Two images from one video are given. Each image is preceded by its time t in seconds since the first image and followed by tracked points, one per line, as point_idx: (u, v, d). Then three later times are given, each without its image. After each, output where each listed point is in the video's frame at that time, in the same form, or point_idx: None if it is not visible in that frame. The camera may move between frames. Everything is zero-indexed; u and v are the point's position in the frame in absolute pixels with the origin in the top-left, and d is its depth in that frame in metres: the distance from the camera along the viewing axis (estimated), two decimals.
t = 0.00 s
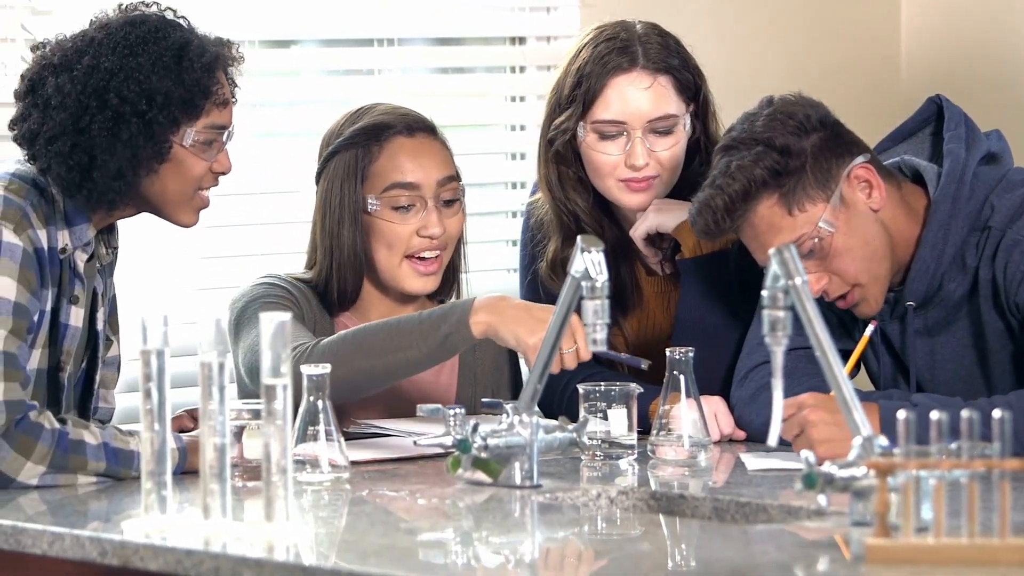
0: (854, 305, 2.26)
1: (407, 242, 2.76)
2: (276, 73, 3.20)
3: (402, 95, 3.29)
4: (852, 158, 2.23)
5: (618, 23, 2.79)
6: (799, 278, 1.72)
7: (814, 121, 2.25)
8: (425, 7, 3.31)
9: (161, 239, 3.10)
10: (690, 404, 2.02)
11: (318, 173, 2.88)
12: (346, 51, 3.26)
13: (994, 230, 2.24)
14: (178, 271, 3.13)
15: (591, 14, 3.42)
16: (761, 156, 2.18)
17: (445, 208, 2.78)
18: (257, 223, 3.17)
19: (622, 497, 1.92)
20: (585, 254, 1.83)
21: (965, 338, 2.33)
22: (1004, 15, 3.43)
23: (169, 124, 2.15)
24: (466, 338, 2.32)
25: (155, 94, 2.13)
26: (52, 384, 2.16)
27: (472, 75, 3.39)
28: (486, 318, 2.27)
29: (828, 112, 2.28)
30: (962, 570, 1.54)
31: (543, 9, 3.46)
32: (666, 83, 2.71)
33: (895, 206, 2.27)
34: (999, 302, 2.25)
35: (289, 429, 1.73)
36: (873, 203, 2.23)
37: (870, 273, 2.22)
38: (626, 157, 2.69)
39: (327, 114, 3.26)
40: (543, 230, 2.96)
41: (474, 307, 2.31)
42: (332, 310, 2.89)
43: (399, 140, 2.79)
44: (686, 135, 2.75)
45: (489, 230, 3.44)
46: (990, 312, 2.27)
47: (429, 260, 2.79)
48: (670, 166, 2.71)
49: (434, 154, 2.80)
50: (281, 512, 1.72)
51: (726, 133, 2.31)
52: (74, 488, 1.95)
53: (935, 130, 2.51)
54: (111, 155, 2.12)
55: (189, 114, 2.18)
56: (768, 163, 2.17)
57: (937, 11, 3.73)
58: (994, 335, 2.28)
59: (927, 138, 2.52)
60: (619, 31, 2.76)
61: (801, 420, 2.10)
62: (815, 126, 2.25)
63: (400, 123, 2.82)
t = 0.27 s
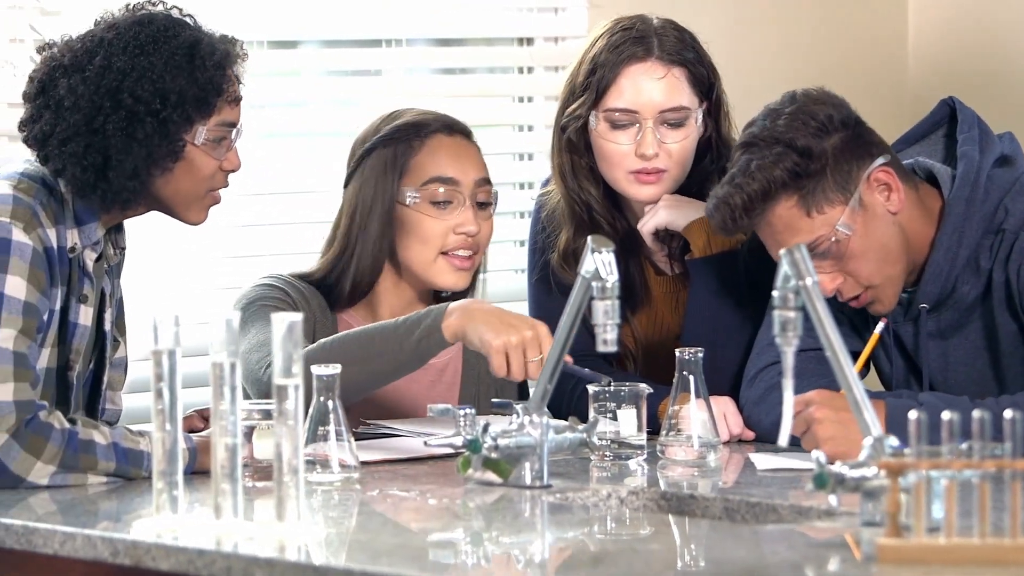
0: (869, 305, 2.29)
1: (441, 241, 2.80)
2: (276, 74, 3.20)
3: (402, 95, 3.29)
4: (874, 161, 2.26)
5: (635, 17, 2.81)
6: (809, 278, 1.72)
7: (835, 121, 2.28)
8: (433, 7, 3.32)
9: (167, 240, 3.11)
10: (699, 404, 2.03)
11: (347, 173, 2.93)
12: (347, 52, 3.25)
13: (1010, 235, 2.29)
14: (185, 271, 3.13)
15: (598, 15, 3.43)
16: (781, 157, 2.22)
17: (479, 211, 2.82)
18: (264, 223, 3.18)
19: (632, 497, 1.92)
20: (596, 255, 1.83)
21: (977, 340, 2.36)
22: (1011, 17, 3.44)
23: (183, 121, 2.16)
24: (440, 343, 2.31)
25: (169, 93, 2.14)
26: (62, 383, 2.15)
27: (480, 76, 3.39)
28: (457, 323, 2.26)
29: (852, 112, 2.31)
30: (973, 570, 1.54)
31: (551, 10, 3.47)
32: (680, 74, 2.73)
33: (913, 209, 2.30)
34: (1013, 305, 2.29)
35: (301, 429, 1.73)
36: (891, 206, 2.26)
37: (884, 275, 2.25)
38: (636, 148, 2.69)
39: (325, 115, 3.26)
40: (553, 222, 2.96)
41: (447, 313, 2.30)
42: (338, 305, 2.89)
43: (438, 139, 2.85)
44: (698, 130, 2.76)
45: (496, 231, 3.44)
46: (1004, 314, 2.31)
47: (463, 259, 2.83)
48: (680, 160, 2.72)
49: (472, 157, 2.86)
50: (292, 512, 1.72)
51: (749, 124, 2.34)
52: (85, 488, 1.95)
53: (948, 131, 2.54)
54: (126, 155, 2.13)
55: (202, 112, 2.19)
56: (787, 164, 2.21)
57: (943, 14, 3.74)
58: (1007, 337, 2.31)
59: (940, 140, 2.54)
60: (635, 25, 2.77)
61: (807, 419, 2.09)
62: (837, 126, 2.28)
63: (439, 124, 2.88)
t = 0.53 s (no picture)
0: (872, 281, 2.28)
1: (443, 238, 2.78)
2: (277, 73, 3.20)
3: (404, 95, 3.29)
4: (915, 146, 2.15)
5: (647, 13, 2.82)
6: (819, 277, 1.71)
7: (891, 98, 2.13)
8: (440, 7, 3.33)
9: (173, 241, 3.11)
10: (707, 404, 2.04)
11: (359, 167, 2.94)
12: (347, 52, 3.25)
13: None
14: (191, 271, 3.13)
15: (605, 15, 3.43)
16: (825, 120, 2.10)
17: (482, 207, 2.79)
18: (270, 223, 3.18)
19: (641, 497, 1.92)
20: (604, 254, 1.83)
21: (995, 337, 2.41)
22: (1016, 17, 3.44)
23: (195, 116, 2.16)
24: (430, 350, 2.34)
25: (182, 88, 2.14)
26: (74, 380, 2.16)
27: (486, 76, 3.40)
28: (445, 327, 2.26)
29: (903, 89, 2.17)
30: (984, 570, 1.54)
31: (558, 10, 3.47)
32: (691, 68, 2.73)
33: (939, 200, 2.26)
34: None
35: (311, 429, 1.73)
36: (920, 194, 2.20)
37: (896, 259, 2.23)
38: (646, 140, 2.69)
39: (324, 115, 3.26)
40: (560, 220, 2.96)
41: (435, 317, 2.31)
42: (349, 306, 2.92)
43: (440, 137, 2.84)
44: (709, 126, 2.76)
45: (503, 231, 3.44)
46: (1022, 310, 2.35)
47: (464, 258, 2.81)
48: (689, 154, 2.71)
49: (474, 152, 2.84)
50: (302, 512, 1.72)
51: (805, 77, 2.19)
52: (94, 488, 1.95)
53: (964, 126, 2.50)
54: (139, 150, 2.12)
55: (214, 107, 2.19)
56: (829, 130, 2.09)
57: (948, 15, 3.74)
58: None
59: (957, 133, 2.51)
60: (648, 20, 2.77)
61: (814, 423, 2.09)
62: (890, 102, 2.13)
63: (445, 121, 2.88)
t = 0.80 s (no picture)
0: (885, 229, 2.50)
1: (436, 239, 2.77)
2: (279, 74, 3.19)
3: (403, 94, 3.28)
4: (971, 118, 2.46)
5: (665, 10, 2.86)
6: (826, 278, 1.71)
7: (969, 63, 2.46)
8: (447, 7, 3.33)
9: (179, 240, 3.11)
10: (714, 404, 2.04)
11: (352, 169, 2.92)
12: (351, 52, 3.24)
13: None
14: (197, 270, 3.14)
15: (611, 15, 3.44)
16: (896, 61, 2.45)
17: (473, 206, 2.77)
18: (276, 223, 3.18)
19: (648, 497, 1.92)
20: (612, 255, 1.83)
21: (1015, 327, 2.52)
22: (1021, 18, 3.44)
23: (207, 117, 2.16)
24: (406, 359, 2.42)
25: (194, 89, 2.13)
26: (85, 379, 2.17)
27: (492, 76, 3.40)
28: (412, 358, 2.40)
29: (986, 59, 2.48)
30: (992, 570, 1.54)
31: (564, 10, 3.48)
32: (704, 62, 2.76)
33: (981, 174, 2.49)
34: None
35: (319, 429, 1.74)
36: (962, 165, 2.47)
37: (918, 215, 2.46)
38: (658, 130, 2.70)
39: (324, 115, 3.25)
40: (568, 220, 2.96)
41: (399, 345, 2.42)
42: (352, 310, 2.93)
43: (424, 140, 2.82)
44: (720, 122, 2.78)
45: (508, 231, 3.45)
46: None
47: (460, 257, 2.78)
48: (701, 148, 2.73)
49: (461, 153, 2.82)
50: (310, 512, 1.72)
51: (903, 16, 2.52)
52: (101, 488, 1.95)
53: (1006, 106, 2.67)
54: (150, 150, 2.12)
55: (226, 108, 2.18)
56: (897, 71, 2.43)
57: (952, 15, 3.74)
58: None
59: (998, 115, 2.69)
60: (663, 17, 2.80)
61: (823, 421, 2.09)
62: (968, 67, 2.46)
63: (433, 123, 2.85)
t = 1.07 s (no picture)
0: (900, 241, 2.53)
1: (427, 241, 2.77)
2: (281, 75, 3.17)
3: (404, 95, 3.27)
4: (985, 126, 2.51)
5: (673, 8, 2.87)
6: (834, 278, 1.71)
7: (982, 72, 2.51)
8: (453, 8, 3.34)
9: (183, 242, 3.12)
10: (721, 404, 2.04)
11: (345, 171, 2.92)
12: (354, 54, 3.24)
13: None
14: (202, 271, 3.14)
15: (617, 16, 3.45)
16: (910, 71, 2.50)
17: (463, 205, 2.77)
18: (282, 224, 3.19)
19: (655, 497, 1.93)
20: (618, 255, 1.83)
21: None
22: None
23: (215, 117, 2.16)
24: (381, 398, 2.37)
25: (202, 89, 2.14)
26: (92, 379, 2.17)
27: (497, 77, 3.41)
28: (384, 404, 2.35)
29: (996, 68, 2.54)
30: (1000, 570, 1.54)
31: (570, 11, 3.49)
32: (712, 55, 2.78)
33: (995, 184, 2.52)
34: None
35: (327, 430, 1.74)
36: (978, 173, 2.51)
37: (935, 226, 2.49)
38: (670, 120, 2.72)
39: (324, 115, 3.24)
40: (577, 220, 2.95)
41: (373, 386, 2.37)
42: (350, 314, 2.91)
43: (410, 141, 2.82)
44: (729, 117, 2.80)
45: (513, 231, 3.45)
46: None
47: (451, 258, 2.79)
48: (713, 138, 2.74)
49: (448, 151, 2.82)
50: (319, 512, 1.72)
51: (914, 28, 2.60)
52: (109, 488, 1.96)
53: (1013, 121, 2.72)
54: (158, 148, 2.12)
55: (234, 109, 2.19)
56: (912, 80, 2.48)
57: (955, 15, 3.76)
58: None
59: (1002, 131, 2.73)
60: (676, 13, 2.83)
61: (832, 421, 2.10)
62: (980, 75, 2.51)
63: (419, 124, 2.86)
